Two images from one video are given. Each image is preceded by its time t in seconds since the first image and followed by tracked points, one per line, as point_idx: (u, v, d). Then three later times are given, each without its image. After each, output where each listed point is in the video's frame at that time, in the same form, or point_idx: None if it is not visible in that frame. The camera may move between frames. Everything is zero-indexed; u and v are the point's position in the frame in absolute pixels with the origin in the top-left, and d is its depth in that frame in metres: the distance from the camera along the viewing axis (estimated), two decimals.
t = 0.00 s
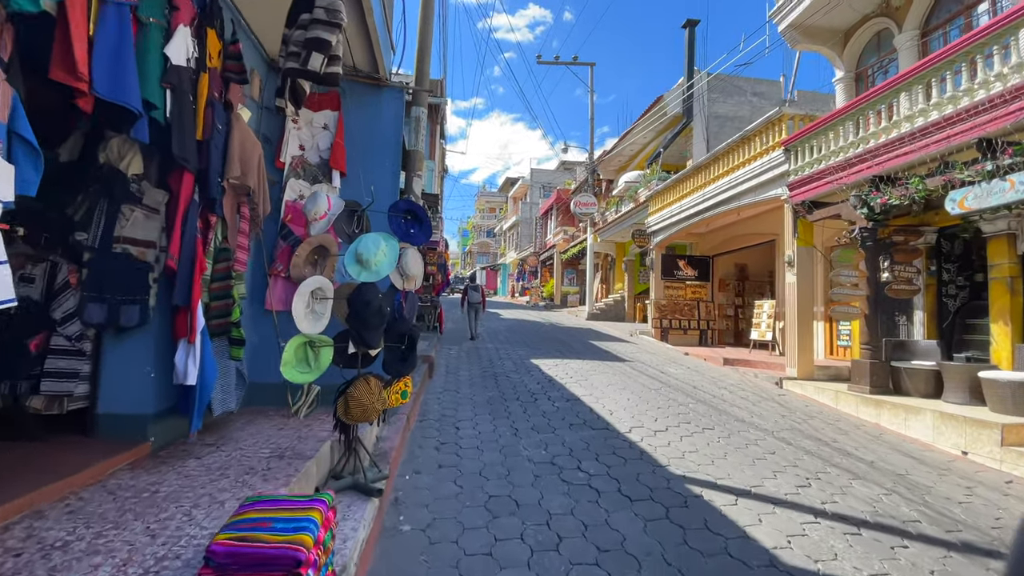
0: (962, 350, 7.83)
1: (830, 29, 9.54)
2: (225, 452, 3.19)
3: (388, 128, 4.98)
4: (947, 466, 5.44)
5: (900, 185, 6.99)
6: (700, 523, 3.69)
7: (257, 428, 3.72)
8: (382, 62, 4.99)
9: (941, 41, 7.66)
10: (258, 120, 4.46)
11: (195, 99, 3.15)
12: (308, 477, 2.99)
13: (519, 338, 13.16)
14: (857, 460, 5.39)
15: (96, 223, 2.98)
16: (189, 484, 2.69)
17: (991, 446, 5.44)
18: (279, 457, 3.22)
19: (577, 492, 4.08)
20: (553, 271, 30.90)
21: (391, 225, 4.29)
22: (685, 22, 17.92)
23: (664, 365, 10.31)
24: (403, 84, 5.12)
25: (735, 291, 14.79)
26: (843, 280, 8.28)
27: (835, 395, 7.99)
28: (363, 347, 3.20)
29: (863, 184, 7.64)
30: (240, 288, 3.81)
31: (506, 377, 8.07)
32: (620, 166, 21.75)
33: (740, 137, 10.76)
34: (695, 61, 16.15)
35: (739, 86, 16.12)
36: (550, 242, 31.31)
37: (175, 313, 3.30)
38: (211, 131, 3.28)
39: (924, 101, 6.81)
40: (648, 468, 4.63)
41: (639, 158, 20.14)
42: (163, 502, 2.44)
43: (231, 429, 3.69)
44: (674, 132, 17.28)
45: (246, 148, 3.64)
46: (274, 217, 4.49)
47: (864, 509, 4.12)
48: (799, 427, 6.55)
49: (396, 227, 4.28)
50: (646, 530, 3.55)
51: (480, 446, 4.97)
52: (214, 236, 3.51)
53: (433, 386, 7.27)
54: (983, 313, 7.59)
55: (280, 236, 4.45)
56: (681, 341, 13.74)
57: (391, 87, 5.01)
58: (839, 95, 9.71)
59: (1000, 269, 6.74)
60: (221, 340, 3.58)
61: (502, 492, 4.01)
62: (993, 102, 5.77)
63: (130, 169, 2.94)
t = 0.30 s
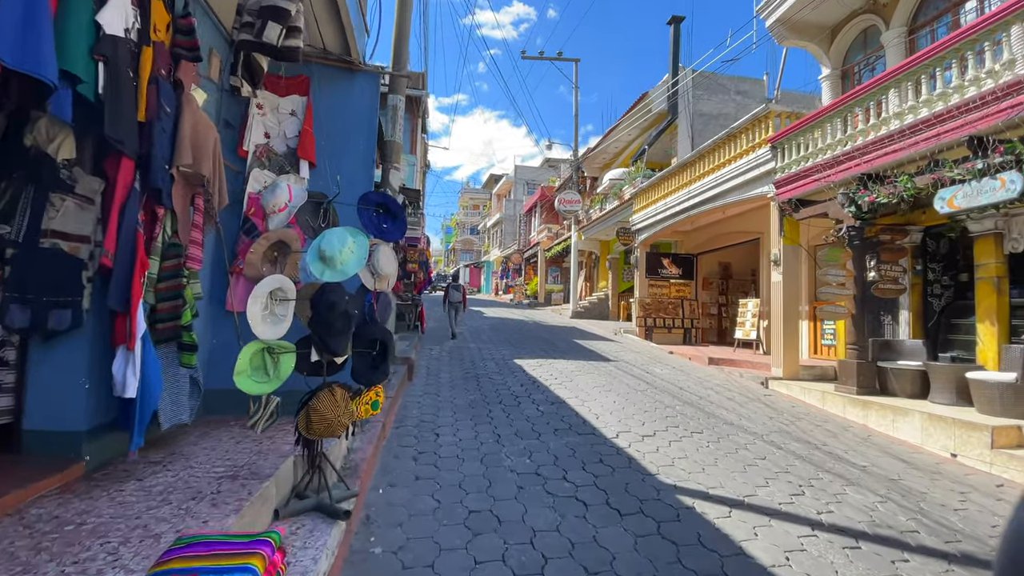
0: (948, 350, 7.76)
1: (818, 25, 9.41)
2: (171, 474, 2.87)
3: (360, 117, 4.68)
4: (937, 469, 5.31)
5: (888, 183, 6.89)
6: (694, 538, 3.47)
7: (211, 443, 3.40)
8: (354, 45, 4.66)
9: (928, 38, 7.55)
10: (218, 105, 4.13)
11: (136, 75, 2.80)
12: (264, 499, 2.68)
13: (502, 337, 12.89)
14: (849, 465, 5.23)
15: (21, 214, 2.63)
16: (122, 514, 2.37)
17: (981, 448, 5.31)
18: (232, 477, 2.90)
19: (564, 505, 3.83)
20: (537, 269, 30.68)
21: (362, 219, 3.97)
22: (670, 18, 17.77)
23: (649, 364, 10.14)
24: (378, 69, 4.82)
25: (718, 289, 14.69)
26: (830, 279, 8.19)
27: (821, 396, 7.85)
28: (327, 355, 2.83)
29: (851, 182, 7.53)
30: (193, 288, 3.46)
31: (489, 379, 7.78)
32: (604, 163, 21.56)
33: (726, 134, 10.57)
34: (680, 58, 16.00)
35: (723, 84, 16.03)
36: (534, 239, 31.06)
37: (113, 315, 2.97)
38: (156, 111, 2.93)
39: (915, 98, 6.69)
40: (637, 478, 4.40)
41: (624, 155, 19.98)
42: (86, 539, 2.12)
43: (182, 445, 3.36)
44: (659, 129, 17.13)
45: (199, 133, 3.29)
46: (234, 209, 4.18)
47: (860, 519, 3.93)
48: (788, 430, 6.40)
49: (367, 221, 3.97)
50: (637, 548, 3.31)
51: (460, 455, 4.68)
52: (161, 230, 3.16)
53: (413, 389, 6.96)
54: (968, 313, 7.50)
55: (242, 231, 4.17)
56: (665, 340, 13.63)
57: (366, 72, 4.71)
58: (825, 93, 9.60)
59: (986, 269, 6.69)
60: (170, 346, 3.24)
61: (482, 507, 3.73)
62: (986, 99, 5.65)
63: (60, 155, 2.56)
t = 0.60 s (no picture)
0: (913, 347, 7.84)
1: (788, 23, 9.41)
2: (81, 498, 2.49)
3: (316, 98, 4.44)
4: (908, 468, 5.29)
5: (858, 181, 6.89)
6: (671, 550, 3.27)
7: (136, 460, 3.00)
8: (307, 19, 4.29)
9: (897, 38, 7.60)
10: (150, 79, 3.79)
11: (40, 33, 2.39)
12: (191, 526, 2.34)
13: (472, 335, 12.56)
14: (822, 465, 5.17)
15: None
16: (10, 552, 1.99)
17: (950, 446, 5.34)
18: (155, 500, 2.54)
19: (534, 516, 3.57)
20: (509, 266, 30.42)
21: (308, 205, 3.61)
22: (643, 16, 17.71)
23: (621, 363, 10.00)
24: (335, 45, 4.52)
25: (687, 287, 14.72)
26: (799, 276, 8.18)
27: (791, 394, 7.80)
28: (267, 361, 2.63)
29: (822, 180, 7.52)
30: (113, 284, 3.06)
31: (457, 379, 7.47)
32: (576, 160, 21.42)
33: (697, 131, 10.45)
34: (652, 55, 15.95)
35: (694, 83, 16.09)
36: (506, 236, 30.78)
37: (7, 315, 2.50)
38: (62, 78, 2.52)
39: (886, 95, 6.67)
40: (610, 483, 4.18)
41: (596, 152, 19.87)
42: None
43: (102, 462, 2.96)
44: (631, 126, 17.06)
45: (120, 107, 2.89)
46: (170, 194, 3.89)
47: (838, 524, 3.81)
48: (760, 428, 6.31)
49: (316, 207, 3.61)
50: (611, 562, 3.08)
51: (424, 463, 4.37)
52: (71, 216, 2.73)
53: (376, 391, 6.60)
54: (932, 311, 7.70)
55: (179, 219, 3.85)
56: (636, 337, 13.56)
57: (321, 48, 4.44)
58: (795, 92, 9.61)
59: (953, 267, 6.75)
60: (84, 350, 2.84)
61: (446, 521, 3.44)
62: (957, 96, 5.63)
63: None
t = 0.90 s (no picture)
0: (856, 347, 8.06)
1: (743, 28, 9.53)
2: None
3: (245, 86, 4.29)
4: (857, 468, 5.41)
5: (809, 186, 7.01)
6: (634, 570, 3.09)
7: (20, 497, 2.55)
8: None
9: (846, 47, 7.80)
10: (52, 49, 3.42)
11: None
12: None
13: (427, 335, 12.15)
14: (777, 467, 5.13)
15: None
16: None
17: (896, 446, 5.49)
18: (36, 549, 2.13)
19: (489, 538, 3.32)
20: (467, 264, 29.99)
21: (231, 197, 3.37)
22: (602, 16, 17.74)
23: (578, 363, 9.89)
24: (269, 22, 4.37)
25: (643, 286, 14.83)
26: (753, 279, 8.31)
27: (744, 394, 7.84)
28: (172, 384, 2.39)
29: (774, 184, 7.62)
30: None
31: (410, 384, 7.11)
32: (535, 157, 21.24)
33: (654, 132, 10.46)
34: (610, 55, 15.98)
35: (651, 85, 16.27)
36: (464, 234, 30.34)
37: None
38: None
39: (839, 101, 6.78)
40: (570, 496, 3.99)
41: (554, 150, 19.78)
42: None
43: None
44: (589, 126, 17.03)
45: None
46: (67, 180, 3.42)
47: (798, 532, 3.77)
48: (716, 429, 6.29)
49: (239, 200, 3.37)
50: None
51: (371, 480, 4.04)
52: None
53: (321, 399, 6.15)
54: (876, 312, 7.85)
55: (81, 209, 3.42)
56: (593, 336, 13.57)
57: (254, 25, 4.29)
58: (748, 96, 9.74)
59: (896, 270, 6.98)
60: None
61: (393, 548, 3.13)
62: (905, 105, 5.78)
63: None
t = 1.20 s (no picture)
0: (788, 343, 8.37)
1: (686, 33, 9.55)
2: None
3: (155, 58, 4.18)
4: (796, 461, 5.58)
5: (749, 189, 7.20)
6: None
7: None
8: None
9: (783, 57, 8.06)
10: None
11: None
12: None
13: (366, 335, 11.56)
14: (725, 463, 5.15)
15: None
16: None
17: (830, 439, 5.72)
18: None
19: (439, 558, 3.04)
20: (409, 260, 29.20)
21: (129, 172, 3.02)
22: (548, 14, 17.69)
23: (525, 361, 9.73)
24: None
25: (587, 284, 14.90)
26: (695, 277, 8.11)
27: (686, 390, 7.86)
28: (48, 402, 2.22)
29: (716, 186, 7.74)
30: None
31: (348, 388, 6.63)
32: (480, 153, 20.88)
33: (601, 132, 10.46)
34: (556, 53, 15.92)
35: (595, 86, 16.42)
36: (407, 229, 29.47)
37: None
38: None
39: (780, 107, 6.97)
40: (524, 506, 3.77)
41: (499, 147, 19.54)
42: None
43: None
44: (535, 123, 16.93)
45: None
46: None
47: (751, 530, 3.77)
48: (663, 426, 6.28)
49: (141, 178, 3.05)
50: None
51: (305, 499, 3.63)
52: None
53: (246, 407, 5.58)
54: (807, 310, 8.10)
55: None
56: (538, 334, 13.53)
57: None
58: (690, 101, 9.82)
59: (826, 271, 7.32)
60: None
61: None
62: (841, 112, 6.04)
63: None
